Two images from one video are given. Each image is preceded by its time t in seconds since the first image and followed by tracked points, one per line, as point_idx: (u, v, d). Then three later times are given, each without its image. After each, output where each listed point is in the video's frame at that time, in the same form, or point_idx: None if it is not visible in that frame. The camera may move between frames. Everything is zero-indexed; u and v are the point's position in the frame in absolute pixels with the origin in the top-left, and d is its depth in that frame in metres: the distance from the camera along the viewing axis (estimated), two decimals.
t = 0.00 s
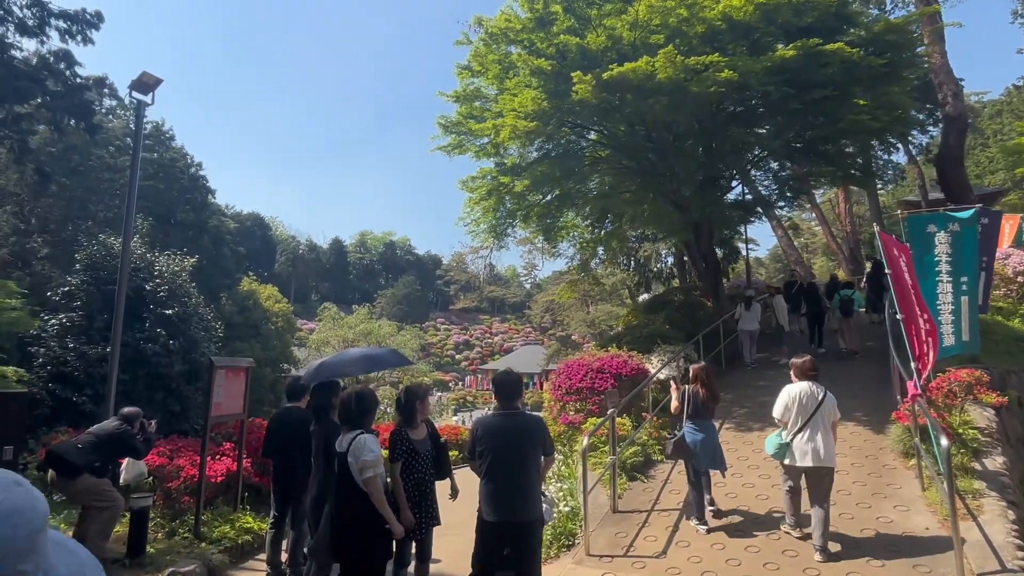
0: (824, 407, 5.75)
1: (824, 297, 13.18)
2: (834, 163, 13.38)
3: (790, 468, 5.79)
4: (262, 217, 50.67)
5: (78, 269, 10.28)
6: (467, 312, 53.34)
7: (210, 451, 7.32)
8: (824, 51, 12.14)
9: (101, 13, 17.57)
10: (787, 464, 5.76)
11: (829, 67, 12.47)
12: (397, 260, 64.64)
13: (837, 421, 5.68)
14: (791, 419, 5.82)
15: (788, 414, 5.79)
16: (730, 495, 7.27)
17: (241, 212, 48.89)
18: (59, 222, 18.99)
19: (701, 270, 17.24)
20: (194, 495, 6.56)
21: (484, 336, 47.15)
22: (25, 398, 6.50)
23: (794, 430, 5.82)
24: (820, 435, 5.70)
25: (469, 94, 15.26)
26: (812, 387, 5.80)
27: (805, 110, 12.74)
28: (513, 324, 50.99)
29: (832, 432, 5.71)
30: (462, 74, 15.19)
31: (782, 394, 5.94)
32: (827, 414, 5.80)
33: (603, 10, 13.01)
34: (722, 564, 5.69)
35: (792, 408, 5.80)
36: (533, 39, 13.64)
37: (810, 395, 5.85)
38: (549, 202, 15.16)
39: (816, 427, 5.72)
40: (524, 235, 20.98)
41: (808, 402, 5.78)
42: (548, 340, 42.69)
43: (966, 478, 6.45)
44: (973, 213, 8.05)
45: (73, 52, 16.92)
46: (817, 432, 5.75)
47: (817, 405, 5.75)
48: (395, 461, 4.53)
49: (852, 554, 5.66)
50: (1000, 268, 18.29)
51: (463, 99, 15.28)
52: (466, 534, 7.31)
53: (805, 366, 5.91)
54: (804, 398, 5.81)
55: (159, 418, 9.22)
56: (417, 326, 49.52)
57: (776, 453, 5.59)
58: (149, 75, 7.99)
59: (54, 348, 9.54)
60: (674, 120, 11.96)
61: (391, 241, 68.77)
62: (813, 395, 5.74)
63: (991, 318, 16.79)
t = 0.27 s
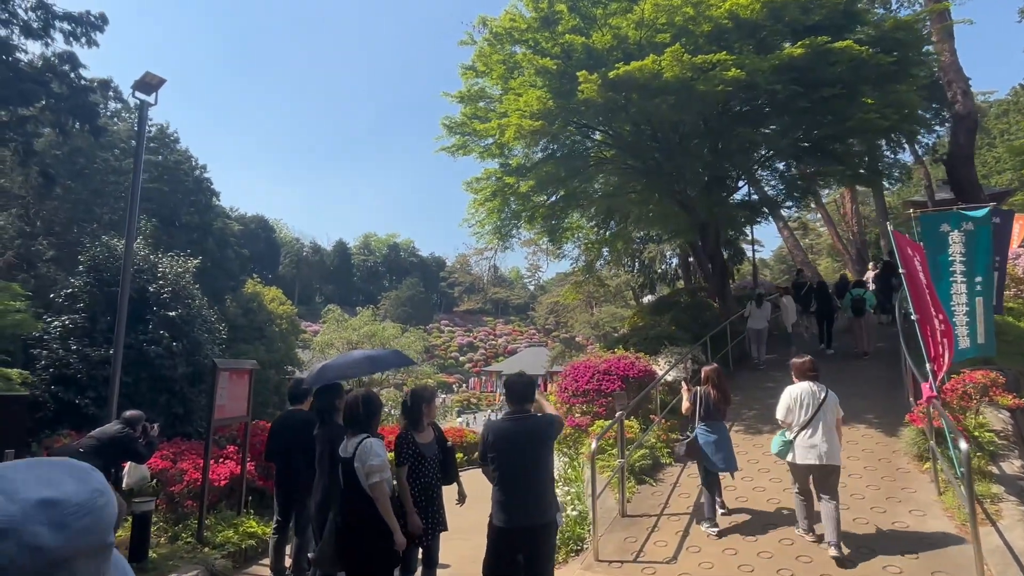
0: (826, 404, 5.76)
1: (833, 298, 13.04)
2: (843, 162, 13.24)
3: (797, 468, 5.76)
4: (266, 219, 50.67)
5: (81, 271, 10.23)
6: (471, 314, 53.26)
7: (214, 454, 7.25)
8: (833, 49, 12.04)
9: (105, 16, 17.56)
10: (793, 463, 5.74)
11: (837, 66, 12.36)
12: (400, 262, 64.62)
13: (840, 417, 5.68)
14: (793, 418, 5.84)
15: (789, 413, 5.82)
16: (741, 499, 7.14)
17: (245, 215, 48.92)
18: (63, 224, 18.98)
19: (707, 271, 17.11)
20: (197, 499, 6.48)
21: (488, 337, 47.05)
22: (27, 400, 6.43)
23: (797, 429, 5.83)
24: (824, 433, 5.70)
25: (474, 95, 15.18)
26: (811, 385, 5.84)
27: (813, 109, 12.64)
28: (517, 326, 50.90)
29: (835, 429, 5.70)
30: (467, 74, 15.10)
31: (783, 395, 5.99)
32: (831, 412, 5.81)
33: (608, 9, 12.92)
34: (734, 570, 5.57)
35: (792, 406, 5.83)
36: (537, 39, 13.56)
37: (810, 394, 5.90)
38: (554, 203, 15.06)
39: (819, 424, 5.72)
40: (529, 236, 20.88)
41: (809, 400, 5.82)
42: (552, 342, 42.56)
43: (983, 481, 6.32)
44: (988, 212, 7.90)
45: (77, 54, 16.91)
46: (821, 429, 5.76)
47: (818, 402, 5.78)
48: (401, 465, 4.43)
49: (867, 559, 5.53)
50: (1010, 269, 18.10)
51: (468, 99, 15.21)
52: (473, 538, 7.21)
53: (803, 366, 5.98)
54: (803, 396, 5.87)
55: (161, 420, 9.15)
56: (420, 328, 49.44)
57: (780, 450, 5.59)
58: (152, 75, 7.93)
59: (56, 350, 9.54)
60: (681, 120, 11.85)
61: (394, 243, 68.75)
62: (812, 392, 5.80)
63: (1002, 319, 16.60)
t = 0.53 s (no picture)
0: (830, 393, 5.85)
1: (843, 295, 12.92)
2: (853, 158, 13.09)
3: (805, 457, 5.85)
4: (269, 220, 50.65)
5: (86, 272, 10.18)
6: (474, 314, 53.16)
7: (221, 457, 7.19)
8: (842, 43, 11.92)
9: (108, 17, 17.52)
10: (801, 453, 5.84)
11: (847, 61, 12.23)
12: (403, 262, 64.60)
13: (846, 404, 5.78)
14: (799, 409, 5.95)
15: (794, 405, 5.94)
16: (756, 500, 7.02)
17: (249, 215, 48.93)
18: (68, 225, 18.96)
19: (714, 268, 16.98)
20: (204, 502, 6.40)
21: (492, 337, 46.93)
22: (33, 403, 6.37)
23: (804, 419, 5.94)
24: (830, 421, 5.80)
25: (479, 92, 15.08)
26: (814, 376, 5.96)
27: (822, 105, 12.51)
28: (521, 325, 50.82)
29: (841, 418, 5.81)
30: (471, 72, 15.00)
31: (786, 388, 6.12)
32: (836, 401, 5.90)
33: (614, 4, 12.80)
34: (750, 572, 5.46)
35: (797, 398, 5.95)
36: (543, 36, 13.45)
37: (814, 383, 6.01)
38: (559, 201, 14.95)
39: (825, 414, 5.82)
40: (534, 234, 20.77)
41: (812, 390, 5.94)
42: (556, 341, 42.44)
43: (1004, 481, 6.20)
44: (1005, 207, 7.77)
45: (81, 55, 16.87)
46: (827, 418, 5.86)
47: (821, 391, 5.88)
48: (412, 467, 4.34)
49: (887, 561, 5.42)
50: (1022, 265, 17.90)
51: (473, 97, 15.12)
52: (484, 540, 7.12)
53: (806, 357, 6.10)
54: (806, 387, 5.99)
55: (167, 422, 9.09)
56: (424, 328, 49.38)
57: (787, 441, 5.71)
58: (157, 74, 7.86)
59: (62, 352, 9.47)
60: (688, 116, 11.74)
61: (398, 243, 68.70)
62: (815, 383, 5.92)
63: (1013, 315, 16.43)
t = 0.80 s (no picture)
0: (845, 385, 5.84)
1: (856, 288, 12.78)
2: (864, 149, 12.93)
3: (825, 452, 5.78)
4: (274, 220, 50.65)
5: (94, 274, 10.14)
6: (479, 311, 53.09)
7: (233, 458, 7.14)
8: (853, 33, 11.77)
9: (112, 17, 17.47)
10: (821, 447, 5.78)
11: (857, 51, 12.07)
12: (408, 260, 64.59)
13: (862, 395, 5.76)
14: (816, 403, 5.93)
15: (810, 399, 5.93)
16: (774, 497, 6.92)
17: (253, 216, 48.90)
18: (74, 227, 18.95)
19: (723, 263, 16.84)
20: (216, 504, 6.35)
21: (497, 334, 46.83)
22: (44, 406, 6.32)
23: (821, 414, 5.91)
24: (846, 413, 5.79)
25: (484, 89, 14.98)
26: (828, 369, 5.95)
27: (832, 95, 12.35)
28: (526, 322, 50.72)
29: (858, 410, 5.76)
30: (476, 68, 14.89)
31: (802, 383, 6.11)
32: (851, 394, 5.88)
33: None
34: (773, 571, 5.36)
35: (812, 392, 5.94)
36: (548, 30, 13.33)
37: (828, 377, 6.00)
38: (566, 197, 14.84)
39: (841, 405, 5.81)
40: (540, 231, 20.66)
41: (827, 384, 5.92)
42: (562, 338, 42.34)
43: None
44: None
45: (84, 57, 16.83)
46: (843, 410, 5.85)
47: (836, 384, 5.87)
48: (430, 469, 4.25)
49: (912, 558, 5.31)
50: None
51: (478, 93, 15.01)
52: (499, 540, 7.04)
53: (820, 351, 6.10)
54: (821, 381, 5.97)
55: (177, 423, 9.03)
56: (430, 326, 49.34)
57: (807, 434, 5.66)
58: (162, 73, 7.79)
59: (71, 355, 9.44)
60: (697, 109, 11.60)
61: (402, 242, 68.68)
62: (829, 376, 5.90)
63: None
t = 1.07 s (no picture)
0: (869, 371, 5.75)
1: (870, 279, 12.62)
2: (877, 138, 12.72)
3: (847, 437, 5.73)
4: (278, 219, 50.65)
5: (101, 273, 10.07)
6: (484, 308, 53.04)
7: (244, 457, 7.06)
8: (866, 20, 11.55)
9: (115, 16, 17.39)
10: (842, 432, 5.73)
11: (870, 38, 11.87)
12: (412, 258, 64.57)
13: (885, 383, 5.66)
14: (839, 389, 5.88)
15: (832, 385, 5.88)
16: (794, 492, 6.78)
17: (258, 215, 48.87)
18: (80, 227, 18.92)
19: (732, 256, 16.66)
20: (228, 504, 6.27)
21: (502, 331, 46.74)
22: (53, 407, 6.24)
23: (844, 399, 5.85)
24: (870, 400, 5.69)
25: (489, 82, 14.82)
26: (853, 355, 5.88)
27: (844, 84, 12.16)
28: (531, 318, 50.63)
29: (882, 397, 5.69)
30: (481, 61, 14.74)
31: (827, 368, 6.07)
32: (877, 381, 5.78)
33: None
34: (797, 568, 5.24)
35: (835, 377, 5.89)
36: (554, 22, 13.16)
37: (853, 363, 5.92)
38: (572, 192, 14.69)
39: (865, 392, 5.72)
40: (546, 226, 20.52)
41: (851, 370, 5.85)
42: (567, 334, 42.23)
43: None
44: None
45: (88, 56, 16.76)
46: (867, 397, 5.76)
47: (859, 370, 5.79)
48: (448, 467, 4.17)
49: (940, 554, 5.18)
50: None
51: (483, 87, 14.86)
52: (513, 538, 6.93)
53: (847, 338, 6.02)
54: (845, 368, 5.91)
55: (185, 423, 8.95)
56: (435, 323, 49.33)
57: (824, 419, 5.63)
58: (167, 68, 7.67)
59: (79, 355, 9.37)
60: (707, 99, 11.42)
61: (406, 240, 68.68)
62: (853, 362, 5.84)
63: None
